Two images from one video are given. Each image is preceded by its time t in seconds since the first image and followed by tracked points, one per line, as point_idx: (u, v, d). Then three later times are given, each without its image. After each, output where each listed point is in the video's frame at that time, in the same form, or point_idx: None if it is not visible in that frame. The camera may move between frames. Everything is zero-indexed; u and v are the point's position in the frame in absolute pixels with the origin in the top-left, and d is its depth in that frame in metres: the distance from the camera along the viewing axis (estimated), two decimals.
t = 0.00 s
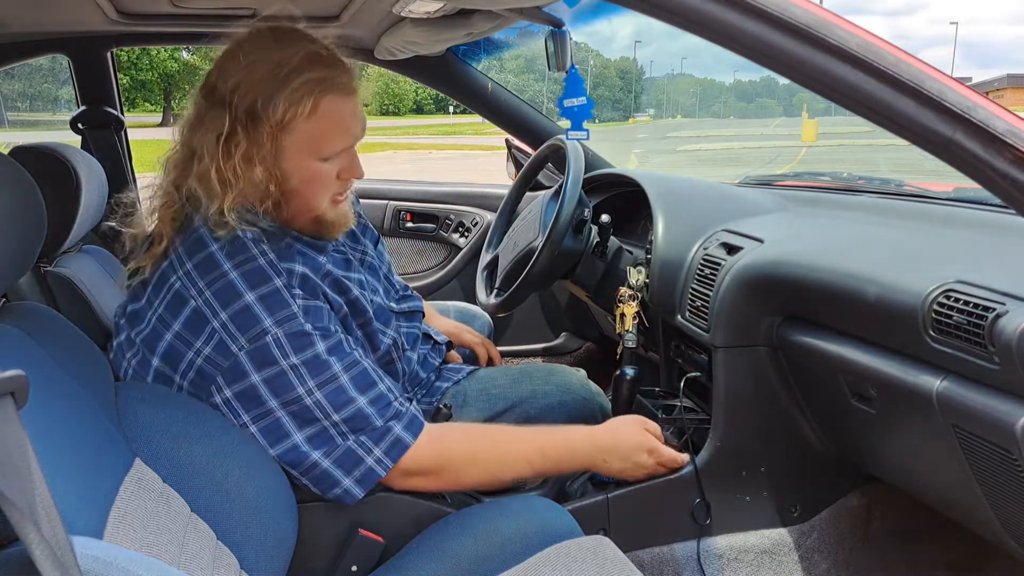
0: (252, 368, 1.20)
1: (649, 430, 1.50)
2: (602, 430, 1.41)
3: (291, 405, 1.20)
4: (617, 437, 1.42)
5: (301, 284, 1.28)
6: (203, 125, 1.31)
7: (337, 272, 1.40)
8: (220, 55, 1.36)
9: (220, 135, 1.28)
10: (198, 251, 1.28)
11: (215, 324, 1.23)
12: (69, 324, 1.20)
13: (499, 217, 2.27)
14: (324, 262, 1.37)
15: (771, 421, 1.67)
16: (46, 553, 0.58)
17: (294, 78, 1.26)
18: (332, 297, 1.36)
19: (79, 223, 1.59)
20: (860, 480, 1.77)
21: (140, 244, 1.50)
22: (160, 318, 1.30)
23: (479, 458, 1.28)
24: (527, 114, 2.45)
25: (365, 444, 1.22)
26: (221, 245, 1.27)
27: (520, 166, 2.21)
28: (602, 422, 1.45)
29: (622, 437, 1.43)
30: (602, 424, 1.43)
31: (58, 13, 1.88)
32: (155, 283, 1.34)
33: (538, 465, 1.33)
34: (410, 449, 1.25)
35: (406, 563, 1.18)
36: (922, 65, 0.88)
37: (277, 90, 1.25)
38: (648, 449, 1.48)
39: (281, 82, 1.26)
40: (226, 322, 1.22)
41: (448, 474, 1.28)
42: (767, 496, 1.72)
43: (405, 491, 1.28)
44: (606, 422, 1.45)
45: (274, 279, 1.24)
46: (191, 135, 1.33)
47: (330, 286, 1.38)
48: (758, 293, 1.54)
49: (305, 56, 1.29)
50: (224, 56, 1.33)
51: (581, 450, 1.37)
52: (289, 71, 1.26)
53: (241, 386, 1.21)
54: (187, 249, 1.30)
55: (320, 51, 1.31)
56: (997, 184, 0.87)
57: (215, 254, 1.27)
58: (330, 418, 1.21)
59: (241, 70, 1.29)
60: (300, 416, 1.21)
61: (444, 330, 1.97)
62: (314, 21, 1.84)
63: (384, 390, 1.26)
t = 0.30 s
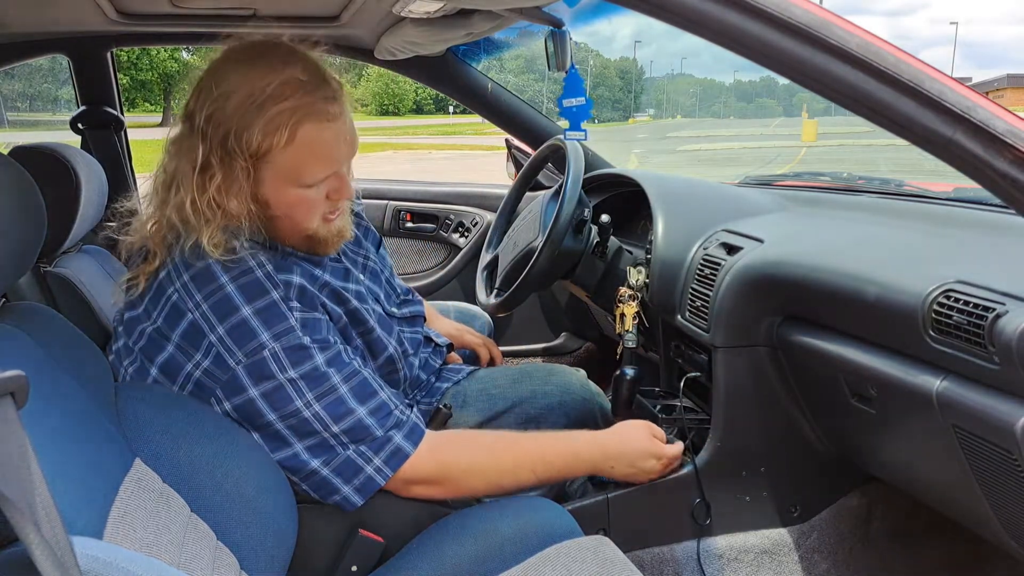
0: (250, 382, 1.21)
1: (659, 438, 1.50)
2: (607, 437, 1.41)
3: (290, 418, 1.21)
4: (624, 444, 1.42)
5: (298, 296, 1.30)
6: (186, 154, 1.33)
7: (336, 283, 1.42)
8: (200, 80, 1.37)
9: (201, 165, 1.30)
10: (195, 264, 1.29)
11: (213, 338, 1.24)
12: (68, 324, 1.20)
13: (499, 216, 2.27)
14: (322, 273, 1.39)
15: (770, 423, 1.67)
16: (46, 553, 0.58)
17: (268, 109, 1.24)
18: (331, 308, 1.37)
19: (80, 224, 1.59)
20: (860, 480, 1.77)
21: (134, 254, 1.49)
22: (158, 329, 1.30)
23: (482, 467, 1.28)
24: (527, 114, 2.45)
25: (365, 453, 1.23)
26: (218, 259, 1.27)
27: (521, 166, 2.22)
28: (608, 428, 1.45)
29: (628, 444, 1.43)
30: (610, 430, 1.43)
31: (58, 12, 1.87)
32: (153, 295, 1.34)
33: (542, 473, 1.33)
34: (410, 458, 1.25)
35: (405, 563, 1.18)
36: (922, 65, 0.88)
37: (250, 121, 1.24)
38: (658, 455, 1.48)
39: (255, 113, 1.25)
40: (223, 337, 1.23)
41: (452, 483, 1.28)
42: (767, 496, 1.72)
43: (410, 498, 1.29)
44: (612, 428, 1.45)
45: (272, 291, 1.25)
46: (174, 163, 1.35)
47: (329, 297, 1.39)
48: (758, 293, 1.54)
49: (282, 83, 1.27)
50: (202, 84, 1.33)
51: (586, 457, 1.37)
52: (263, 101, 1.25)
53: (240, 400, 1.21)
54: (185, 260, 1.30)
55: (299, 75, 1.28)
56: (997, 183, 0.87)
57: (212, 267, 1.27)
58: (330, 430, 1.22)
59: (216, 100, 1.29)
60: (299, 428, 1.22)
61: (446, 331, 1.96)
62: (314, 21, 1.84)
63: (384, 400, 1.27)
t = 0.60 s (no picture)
0: (250, 384, 1.21)
1: (660, 440, 1.49)
2: (609, 440, 1.41)
3: (290, 420, 1.21)
4: (625, 446, 1.42)
5: (299, 298, 1.30)
6: (184, 160, 1.34)
7: (337, 285, 1.42)
8: (198, 85, 1.37)
9: (201, 171, 1.31)
10: (195, 266, 1.29)
11: (214, 340, 1.24)
12: (69, 324, 1.20)
13: (499, 216, 2.27)
14: (323, 276, 1.39)
15: (769, 424, 1.67)
16: (46, 554, 0.58)
17: (268, 117, 1.25)
18: (333, 310, 1.37)
19: (80, 224, 1.59)
20: (860, 480, 1.77)
21: (134, 254, 1.49)
22: (159, 330, 1.30)
23: (483, 471, 1.28)
24: (527, 114, 2.45)
25: (365, 456, 1.23)
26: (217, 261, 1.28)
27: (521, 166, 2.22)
28: (610, 431, 1.44)
29: (630, 446, 1.42)
30: (611, 434, 1.43)
31: (58, 13, 1.87)
32: (154, 296, 1.34)
33: (543, 477, 1.33)
34: (410, 460, 1.26)
35: (405, 562, 1.18)
36: (922, 65, 0.88)
37: (250, 129, 1.25)
38: (659, 459, 1.47)
39: (255, 121, 1.25)
40: (223, 339, 1.23)
41: (452, 485, 1.28)
42: (767, 496, 1.71)
43: (411, 500, 1.29)
44: (614, 430, 1.45)
45: (272, 294, 1.25)
46: (172, 168, 1.35)
47: (330, 299, 1.39)
48: (757, 295, 1.54)
49: (282, 91, 1.27)
50: (200, 89, 1.34)
51: (588, 460, 1.37)
52: (263, 109, 1.26)
53: (241, 402, 1.21)
54: (185, 262, 1.31)
55: (299, 83, 1.29)
56: (997, 183, 0.87)
57: (212, 269, 1.27)
58: (330, 432, 1.22)
59: (214, 107, 1.30)
60: (299, 430, 1.22)
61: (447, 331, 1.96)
62: (314, 21, 1.84)
63: (385, 402, 1.27)
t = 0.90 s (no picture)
0: (250, 384, 1.21)
1: (659, 441, 1.49)
2: (609, 441, 1.41)
3: (290, 420, 1.21)
4: (625, 446, 1.42)
5: (299, 298, 1.30)
6: (185, 160, 1.34)
7: (336, 285, 1.42)
8: (199, 85, 1.37)
9: (201, 171, 1.31)
10: (195, 266, 1.29)
11: (214, 340, 1.24)
12: (69, 323, 1.20)
13: (499, 216, 2.27)
14: (323, 276, 1.39)
15: (769, 424, 1.67)
16: (46, 553, 0.58)
17: (270, 117, 1.25)
18: (333, 310, 1.37)
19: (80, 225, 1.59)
20: (860, 480, 1.77)
21: (134, 255, 1.49)
22: (159, 330, 1.30)
23: (483, 471, 1.28)
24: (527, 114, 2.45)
25: (365, 456, 1.23)
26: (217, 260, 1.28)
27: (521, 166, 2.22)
28: (610, 432, 1.44)
29: (629, 447, 1.42)
30: (611, 434, 1.43)
31: (58, 13, 1.87)
32: (154, 296, 1.34)
33: (544, 477, 1.33)
34: (410, 460, 1.26)
35: (405, 562, 1.18)
36: (922, 65, 0.88)
37: (252, 129, 1.25)
38: (659, 459, 1.47)
39: (257, 121, 1.26)
40: (224, 339, 1.23)
41: (452, 485, 1.28)
42: (768, 496, 1.71)
43: (411, 500, 1.29)
44: (614, 432, 1.45)
45: (272, 294, 1.25)
46: (173, 169, 1.35)
47: (330, 299, 1.39)
48: (758, 295, 1.54)
49: (284, 91, 1.27)
50: (201, 90, 1.34)
51: (588, 461, 1.37)
52: (265, 109, 1.26)
53: (241, 402, 1.21)
54: (185, 261, 1.31)
55: (301, 83, 1.29)
56: (997, 183, 0.87)
57: (212, 269, 1.27)
58: (330, 432, 1.22)
59: (216, 107, 1.30)
60: (299, 430, 1.22)
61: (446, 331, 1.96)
62: (314, 21, 1.84)
63: (385, 402, 1.27)
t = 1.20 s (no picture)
0: (251, 383, 1.21)
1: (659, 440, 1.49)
2: (609, 441, 1.41)
3: (290, 419, 1.21)
4: (625, 446, 1.42)
5: (300, 297, 1.30)
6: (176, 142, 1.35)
7: (336, 285, 1.42)
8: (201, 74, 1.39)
9: (186, 153, 1.32)
10: (196, 264, 1.29)
11: (214, 339, 1.24)
12: (69, 323, 1.20)
13: (499, 216, 2.27)
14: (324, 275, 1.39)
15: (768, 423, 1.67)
16: (47, 553, 0.58)
17: (251, 108, 1.24)
18: (333, 310, 1.37)
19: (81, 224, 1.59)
20: (860, 480, 1.77)
21: (134, 256, 1.49)
22: (160, 329, 1.30)
23: (483, 470, 1.28)
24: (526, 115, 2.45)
25: (365, 455, 1.24)
26: (217, 259, 1.28)
27: (521, 166, 2.22)
28: (609, 432, 1.44)
29: (629, 447, 1.42)
30: (611, 434, 1.43)
31: (59, 13, 1.87)
32: (154, 295, 1.34)
33: (544, 478, 1.33)
34: (410, 460, 1.26)
35: (405, 562, 1.18)
36: (922, 65, 0.88)
37: (232, 117, 1.25)
38: (659, 459, 1.47)
39: (239, 110, 1.25)
40: (224, 338, 1.23)
41: (451, 486, 1.28)
42: (768, 496, 1.71)
43: (411, 500, 1.29)
44: (614, 432, 1.45)
45: (272, 293, 1.25)
46: (164, 150, 1.37)
47: (330, 299, 1.39)
48: (756, 294, 1.54)
49: (271, 84, 1.27)
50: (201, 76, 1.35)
51: (588, 461, 1.37)
52: (248, 99, 1.25)
53: (241, 401, 1.21)
54: (185, 260, 1.31)
55: (291, 81, 1.28)
56: (997, 183, 0.87)
57: (213, 267, 1.27)
58: (330, 432, 1.22)
59: (206, 92, 1.31)
60: (299, 430, 1.22)
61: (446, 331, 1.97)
62: (314, 21, 1.84)
63: (385, 402, 1.27)
